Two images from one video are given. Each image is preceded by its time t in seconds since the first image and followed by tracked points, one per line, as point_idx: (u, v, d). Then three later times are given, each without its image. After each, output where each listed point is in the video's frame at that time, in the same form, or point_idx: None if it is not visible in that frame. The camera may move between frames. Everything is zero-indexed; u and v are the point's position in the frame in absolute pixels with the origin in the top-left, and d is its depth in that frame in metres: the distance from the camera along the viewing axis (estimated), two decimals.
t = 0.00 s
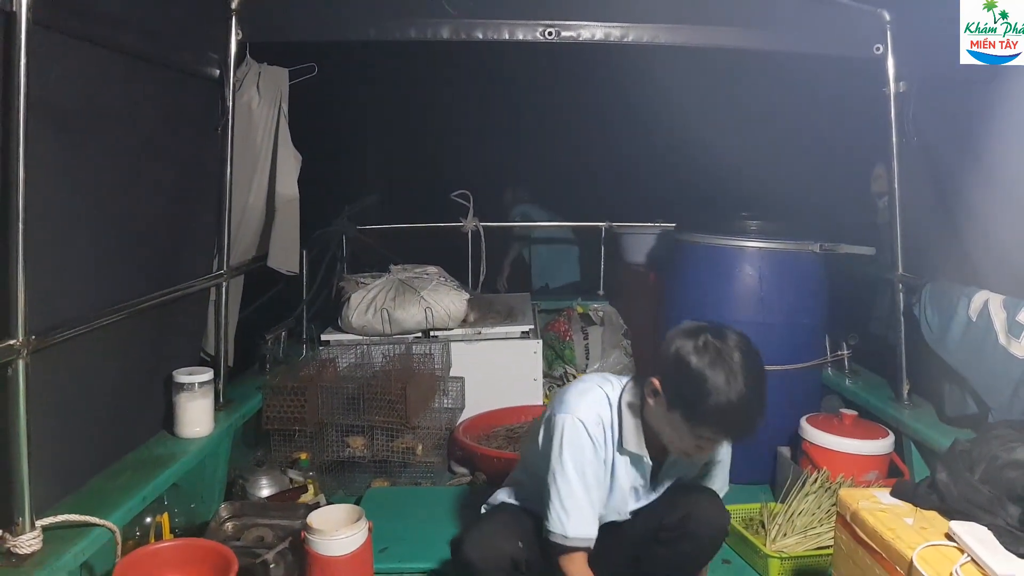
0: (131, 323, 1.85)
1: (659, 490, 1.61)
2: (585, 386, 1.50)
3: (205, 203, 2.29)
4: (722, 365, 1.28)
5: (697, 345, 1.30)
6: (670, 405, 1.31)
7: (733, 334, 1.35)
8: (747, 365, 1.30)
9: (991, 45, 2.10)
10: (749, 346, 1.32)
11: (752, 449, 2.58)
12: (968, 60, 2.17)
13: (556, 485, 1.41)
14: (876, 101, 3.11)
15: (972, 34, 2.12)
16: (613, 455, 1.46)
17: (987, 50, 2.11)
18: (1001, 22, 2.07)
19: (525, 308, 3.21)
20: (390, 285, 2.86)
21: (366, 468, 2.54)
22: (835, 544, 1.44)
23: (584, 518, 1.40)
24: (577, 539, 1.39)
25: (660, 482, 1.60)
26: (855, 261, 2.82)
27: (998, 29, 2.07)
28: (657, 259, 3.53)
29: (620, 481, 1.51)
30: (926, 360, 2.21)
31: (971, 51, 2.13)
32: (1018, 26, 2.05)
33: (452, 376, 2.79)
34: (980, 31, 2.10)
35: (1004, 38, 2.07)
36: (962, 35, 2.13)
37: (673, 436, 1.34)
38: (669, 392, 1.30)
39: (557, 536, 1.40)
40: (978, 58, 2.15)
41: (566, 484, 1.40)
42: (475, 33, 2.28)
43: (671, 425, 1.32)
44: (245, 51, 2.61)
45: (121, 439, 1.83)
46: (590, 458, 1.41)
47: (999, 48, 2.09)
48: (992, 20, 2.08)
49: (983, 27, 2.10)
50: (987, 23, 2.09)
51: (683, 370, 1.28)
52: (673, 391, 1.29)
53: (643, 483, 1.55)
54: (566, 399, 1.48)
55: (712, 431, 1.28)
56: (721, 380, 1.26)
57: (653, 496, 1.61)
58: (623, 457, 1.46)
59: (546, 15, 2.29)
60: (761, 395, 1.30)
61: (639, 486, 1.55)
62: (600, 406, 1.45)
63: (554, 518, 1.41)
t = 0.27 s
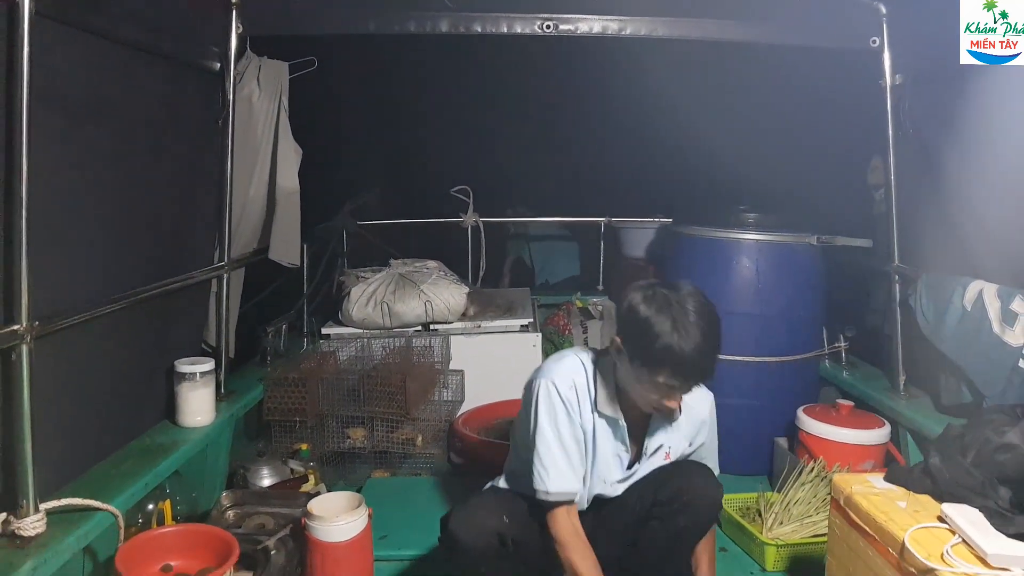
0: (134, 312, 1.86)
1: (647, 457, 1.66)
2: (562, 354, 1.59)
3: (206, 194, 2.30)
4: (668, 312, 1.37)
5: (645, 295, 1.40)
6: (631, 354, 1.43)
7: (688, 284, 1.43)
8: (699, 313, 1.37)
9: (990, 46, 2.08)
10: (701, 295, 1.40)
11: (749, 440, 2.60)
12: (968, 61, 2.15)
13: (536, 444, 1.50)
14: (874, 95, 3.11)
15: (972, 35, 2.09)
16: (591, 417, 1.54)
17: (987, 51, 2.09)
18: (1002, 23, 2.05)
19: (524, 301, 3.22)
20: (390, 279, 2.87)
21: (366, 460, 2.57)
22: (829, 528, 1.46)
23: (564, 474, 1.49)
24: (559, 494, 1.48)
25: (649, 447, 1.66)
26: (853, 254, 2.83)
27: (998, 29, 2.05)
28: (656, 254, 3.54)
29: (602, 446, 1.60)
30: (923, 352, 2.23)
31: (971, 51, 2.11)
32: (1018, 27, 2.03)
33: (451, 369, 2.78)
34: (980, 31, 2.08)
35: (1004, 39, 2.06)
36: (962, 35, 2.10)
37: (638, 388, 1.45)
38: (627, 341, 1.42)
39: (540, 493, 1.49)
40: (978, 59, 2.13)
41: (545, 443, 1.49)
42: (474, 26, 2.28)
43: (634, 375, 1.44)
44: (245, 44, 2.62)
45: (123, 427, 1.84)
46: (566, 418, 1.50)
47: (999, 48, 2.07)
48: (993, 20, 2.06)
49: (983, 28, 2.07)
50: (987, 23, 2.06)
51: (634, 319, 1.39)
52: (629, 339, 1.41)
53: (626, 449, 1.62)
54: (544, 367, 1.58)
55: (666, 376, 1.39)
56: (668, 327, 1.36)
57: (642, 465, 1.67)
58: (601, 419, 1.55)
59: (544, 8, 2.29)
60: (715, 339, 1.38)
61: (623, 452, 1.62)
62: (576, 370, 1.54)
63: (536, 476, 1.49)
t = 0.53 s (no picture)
0: (135, 292, 1.87)
1: (640, 428, 1.67)
2: (550, 333, 1.63)
3: (206, 176, 2.30)
4: (643, 282, 1.43)
5: (621, 267, 1.46)
6: (610, 326, 1.48)
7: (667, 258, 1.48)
8: (674, 284, 1.43)
9: (991, 45, 2.12)
10: (678, 267, 1.45)
11: (747, 424, 2.62)
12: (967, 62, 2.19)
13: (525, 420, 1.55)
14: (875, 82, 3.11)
15: (973, 34, 2.15)
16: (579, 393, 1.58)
17: (987, 50, 2.13)
18: (1002, 23, 2.10)
19: (524, 288, 3.23)
20: (391, 266, 2.88)
21: (368, 443, 2.60)
22: (826, 505, 1.48)
23: (552, 448, 1.52)
24: (547, 467, 1.51)
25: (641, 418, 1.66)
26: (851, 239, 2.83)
27: (999, 29, 2.10)
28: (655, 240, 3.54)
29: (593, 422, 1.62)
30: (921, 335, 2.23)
31: (971, 51, 2.16)
32: (1018, 26, 2.09)
33: (452, 355, 2.79)
34: (981, 31, 2.13)
35: (1004, 39, 2.10)
36: (962, 35, 2.16)
37: (622, 359, 1.51)
38: (606, 313, 1.47)
39: (529, 466, 1.53)
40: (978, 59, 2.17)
41: (532, 418, 1.53)
42: (474, 10, 2.28)
43: (616, 346, 1.49)
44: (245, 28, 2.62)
45: (125, 406, 1.86)
46: (552, 394, 1.54)
47: (999, 48, 2.11)
48: (993, 20, 2.11)
49: (983, 27, 2.13)
50: (988, 23, 2.12)
51: (611, 291, 1.45)
52: (608, 311, 1.47)
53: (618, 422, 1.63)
54: (533, 346, 1.62)
55: (644, 345, 1.43)
56: (643, 297, 1.41)
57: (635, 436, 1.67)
58: (589, 395, 1.58)
59: None
60: (691, 310, 1.43)
61: (614, 426, 1.63)
62: (562, 348, 1.58)
63: (525, 450, 1.54)
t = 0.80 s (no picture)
0: (136, 269, 1.87)
1: (642, 409, 1.67)
2: (553, 311, 1.62)
3: (205, 155, 2.29)
4: (646, 261, 1.41)
5: (625, 245, 1.44)
6: (613, 304, 1.48)
7: (671, 234, 1.46)
8: (678, 263, 1.41)
9: (990, 45, 2.13)
10: (682, 245, 1.43)
11: (748, 404, 2.62)
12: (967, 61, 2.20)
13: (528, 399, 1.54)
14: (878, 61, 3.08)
15: (971, 34, 2.15)
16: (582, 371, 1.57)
17: (986, 50, 2.14)
18: (1002, 23, 2.10)
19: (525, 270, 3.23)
20: (392, 249, 2.88)
21: (368, 426, 2.60)
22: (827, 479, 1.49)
23: (555, 426, 1.52)
24: (550, 446, 1.51)
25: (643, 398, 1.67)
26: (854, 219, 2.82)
27: (998, 29, 2.10)
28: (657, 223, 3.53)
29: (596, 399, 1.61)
30: (924, 314, 2.23)
31: (971, 52, 2.16)
32: (1018, 27, 2.07)
33: (453, 338, 2.80)
34: (980, 31, 2.13)
35: (1004, 39, 2.10)
36: (962, 35, 2.16)
37: (626, 338, 1.50)
38: (610, 291, 1.47)
39: (531, 445, 1.52)
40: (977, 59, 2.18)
41: (535, 396, 1.52)
42: None
43: (619, 324, 1.49)
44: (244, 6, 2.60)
45: (127, 383, 1.86)
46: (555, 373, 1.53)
47: (998, 49, 2.12)
48: (993, 20, 2.11)
49: (982, 27, 2.13)
50: (987, 23, 2.12)
51: (614, 269, 1.44)
52: (611, 289, 1.46)
53: (620, 399, 1.62)
54: (536, 324, 1.61)
55: (647, 324, 1.43)
56: (646, 276, 1.40)
57: (638, 415, 1.67)
58: (592, 373, 1.57)
59: None
60: (694, 289, 1.42)
61: (617, 403, 1.62)
62: (566, 326, 1.57)
63: (528, 429, 1.53)
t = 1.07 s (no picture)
0: (135, 223, 1.85)
1: (648, 366, 1.65)
2: (560, 270, 1.58)
3: (201, 109, 2.25)
4: (660, 219, 1.37)
5: (638, 204, 1.40)
6: (623, 264, 1.43)
7: (685, 195, 1.42)
8: (692, 222, 1.37)
9: (992, 41, 2.07)
10: (697, 204, 1.40)
11: (749, 361, 2.62)
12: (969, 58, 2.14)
13: (536, 357, 1.49)
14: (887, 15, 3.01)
15: (974, 31, 2.09)
16: (589, 329, 1.54)
17: (989, 46, 2.08)
18: (1004, 21, 2.05)
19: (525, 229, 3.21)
20: (392, 208, 2.85)
21: (371, 381, 2.61)
22: (827, 429, 1.50)
23: (564, 385, 1.47)
24: (558, 405, 1.46)
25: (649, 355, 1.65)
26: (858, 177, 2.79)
27: (1000, 25, 2.05)
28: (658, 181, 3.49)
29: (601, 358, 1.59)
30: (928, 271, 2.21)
31: (972, 49, 2.10)
32: (1020, 24, 2.02)
33: (455, 296, 2.79)
34: (982, 28, 2.07)
35: (1006, 35, 2.05)
36: (962, 34, 2.10)
37: (635, 296, 1.45)
38: (621, 251, 1.43)
39: (538, 403, 1.47)
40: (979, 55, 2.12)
41: (544, 354, 1.48)
42: None
43: (630, 285, 1.44)
44: None
45: (129, 338, 1.86)
46: (564, 330, 1.49)
47: (1000, 46, 2.07)
48: (994, 19, 2.05)
49: (984, 24, 2.07)
50: (989, 21, 2.06)
51: (626, 228, 1.40)
52: (622, 249, 1.42)
53: (626, 357, 1.61)
54: (543, 283, 1.57)
55: (659, 284, 1.38)
56: (660, 234, 1.36)
57: (644, 372, 1.65)
58: (599, 332, 1.55)
59: None
60: (709, 250, 1.38)
61: (623, 361, 1.61)
62: (575, 284, 1.54)
63: (535, 387, 1.48)
